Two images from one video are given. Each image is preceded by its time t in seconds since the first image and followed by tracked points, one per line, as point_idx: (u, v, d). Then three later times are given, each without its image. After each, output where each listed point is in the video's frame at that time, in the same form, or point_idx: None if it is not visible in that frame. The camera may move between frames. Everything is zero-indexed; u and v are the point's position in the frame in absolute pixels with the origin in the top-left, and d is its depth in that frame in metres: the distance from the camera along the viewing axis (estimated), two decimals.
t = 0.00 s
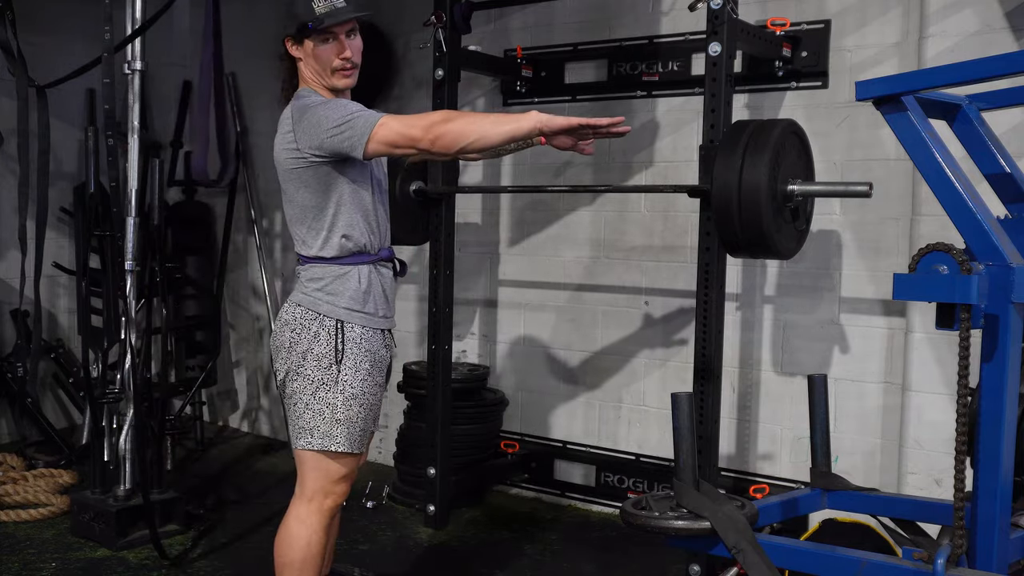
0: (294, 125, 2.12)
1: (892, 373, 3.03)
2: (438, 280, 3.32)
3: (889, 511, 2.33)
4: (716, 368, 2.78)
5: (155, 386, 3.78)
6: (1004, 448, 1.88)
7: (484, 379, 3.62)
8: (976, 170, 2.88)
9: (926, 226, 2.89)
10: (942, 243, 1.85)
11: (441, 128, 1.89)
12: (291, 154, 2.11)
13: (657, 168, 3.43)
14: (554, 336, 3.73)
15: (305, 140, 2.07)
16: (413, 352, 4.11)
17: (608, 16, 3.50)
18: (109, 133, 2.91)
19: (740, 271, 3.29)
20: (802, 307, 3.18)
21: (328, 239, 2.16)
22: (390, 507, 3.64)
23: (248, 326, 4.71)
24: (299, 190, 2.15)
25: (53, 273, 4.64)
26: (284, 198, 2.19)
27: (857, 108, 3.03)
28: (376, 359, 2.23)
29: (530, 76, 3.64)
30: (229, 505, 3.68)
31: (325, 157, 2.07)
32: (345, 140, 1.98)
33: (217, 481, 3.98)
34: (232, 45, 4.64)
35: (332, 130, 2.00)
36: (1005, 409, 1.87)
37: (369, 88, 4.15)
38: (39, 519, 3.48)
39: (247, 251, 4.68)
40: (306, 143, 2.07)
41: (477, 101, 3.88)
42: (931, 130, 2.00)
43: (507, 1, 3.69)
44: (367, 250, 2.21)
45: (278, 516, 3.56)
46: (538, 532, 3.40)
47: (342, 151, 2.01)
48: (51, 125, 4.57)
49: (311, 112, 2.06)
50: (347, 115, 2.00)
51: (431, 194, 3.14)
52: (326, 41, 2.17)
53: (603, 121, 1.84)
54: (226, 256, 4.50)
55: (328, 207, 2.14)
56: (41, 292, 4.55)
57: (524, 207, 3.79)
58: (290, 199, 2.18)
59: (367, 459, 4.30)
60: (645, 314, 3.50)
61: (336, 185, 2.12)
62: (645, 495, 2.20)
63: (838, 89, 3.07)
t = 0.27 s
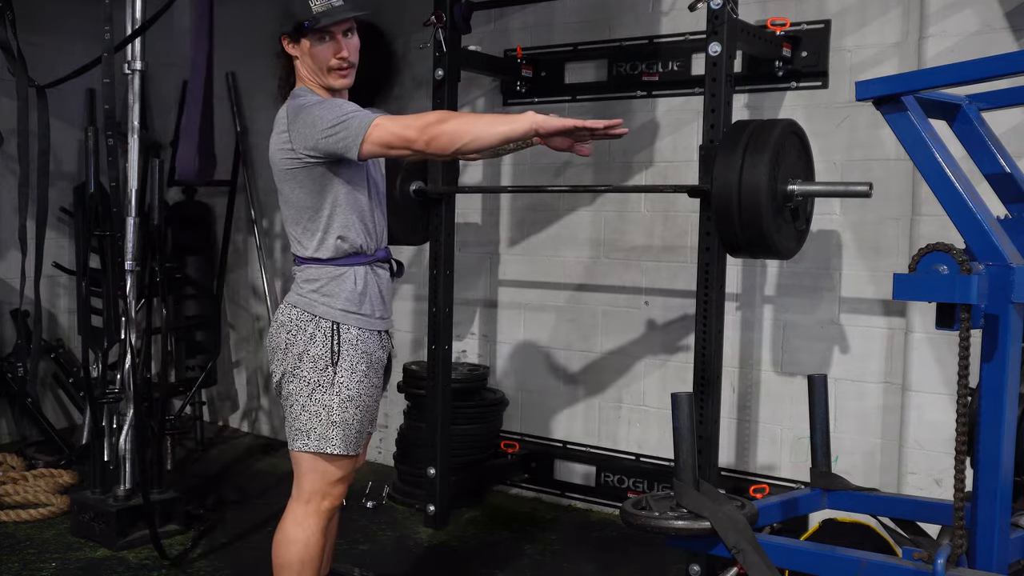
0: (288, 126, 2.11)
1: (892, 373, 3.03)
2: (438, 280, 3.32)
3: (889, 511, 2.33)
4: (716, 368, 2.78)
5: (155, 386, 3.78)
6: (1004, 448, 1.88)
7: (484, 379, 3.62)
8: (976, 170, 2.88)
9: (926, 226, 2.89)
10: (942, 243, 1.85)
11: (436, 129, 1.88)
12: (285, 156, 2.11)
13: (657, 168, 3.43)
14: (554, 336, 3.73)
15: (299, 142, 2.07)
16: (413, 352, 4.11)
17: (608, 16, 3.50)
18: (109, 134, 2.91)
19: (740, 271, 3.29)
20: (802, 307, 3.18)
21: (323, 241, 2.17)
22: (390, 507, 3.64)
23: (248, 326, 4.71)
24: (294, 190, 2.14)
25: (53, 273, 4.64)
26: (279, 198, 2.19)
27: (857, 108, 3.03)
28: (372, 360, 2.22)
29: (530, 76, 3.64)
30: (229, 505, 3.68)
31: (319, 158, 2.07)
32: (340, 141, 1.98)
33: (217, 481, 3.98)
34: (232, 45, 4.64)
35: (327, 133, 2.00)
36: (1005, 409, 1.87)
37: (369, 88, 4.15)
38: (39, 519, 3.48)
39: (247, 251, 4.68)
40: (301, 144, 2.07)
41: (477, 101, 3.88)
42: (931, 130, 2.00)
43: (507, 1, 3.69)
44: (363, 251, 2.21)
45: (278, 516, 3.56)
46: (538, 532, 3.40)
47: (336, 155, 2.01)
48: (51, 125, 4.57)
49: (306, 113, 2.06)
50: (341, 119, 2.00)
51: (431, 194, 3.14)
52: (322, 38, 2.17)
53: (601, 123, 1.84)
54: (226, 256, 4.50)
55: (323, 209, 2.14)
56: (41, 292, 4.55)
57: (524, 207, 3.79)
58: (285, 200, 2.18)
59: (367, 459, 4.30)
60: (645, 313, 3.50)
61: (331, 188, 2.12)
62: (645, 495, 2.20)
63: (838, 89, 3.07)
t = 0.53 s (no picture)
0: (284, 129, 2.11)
1: (892, 373, 3.03)
2: (438, 280, 3.32)
3: (889, 511, 2.33)
4: (716, 368, 2.78)
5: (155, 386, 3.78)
6: (1004, 448, 1.88)
7: (484, 379, 3.63)
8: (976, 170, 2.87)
9: (926, 226, 2.89)
10: (942, 243, 1.85)
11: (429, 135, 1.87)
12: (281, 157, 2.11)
13: (657, 168, 3.43)
14: (554, 336, 3.73)
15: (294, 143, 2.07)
16: (413, 352, 4.11)
17: (608, 16, 3.50)
18: (110, 134, 2.91)
19: (740, 271, 3.29)
20: (802, 307, 3.18)
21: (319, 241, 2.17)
22: (390, 507, 3.64)
23: (248, 326, 4.71)
24: (291, 192, 2.14)
25: (53, 273, 4.64)
26: (277, 199, 2.19)
27: (857, 108, 3.03)
28: (371, 362, 2.23)
29: (530, 76, 3.64)
30: (229, 505, 3.68)
31: (315, 160, 2.06)
32: (334, 144, 1.97)
33: (217, 481, 3.99)
34: (232, 44, 4.63)
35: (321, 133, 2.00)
36: (1005, 409, 1.87)
37: (369, 88, 4.15)
38: (39, 519, 3.48)
39: (247, 251, 4.68)
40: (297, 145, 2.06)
41: (477, 101, 3.88)
42: (931, 130, 2.00)
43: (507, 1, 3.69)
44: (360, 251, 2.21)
45: (278, 516, 3.56)
46: (538, 532, 3.40)
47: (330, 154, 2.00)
48: (51, 125, 4.57)
49: (300, 115, 2.06)
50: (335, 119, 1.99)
51: (431, 194, 3.14)
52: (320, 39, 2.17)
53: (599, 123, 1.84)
54: (226, 256, 4.50)
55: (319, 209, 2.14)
56: (41, 292, 4.55)
57: (524, 208, 3.79)
58: (282, 201, 2.18)
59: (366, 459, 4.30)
60: (645, 313, 3.50)
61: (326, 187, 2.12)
62: (645, 495, 2.20)
63: (838, 89, 3.07)
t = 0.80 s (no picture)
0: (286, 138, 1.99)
1: (892, 373, 3.03)
2: (438, 280, 3.32)
3: (889, 512, 2.33)
4: (716, 367, 2.78)
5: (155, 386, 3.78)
6: (1004, 448, 1.88)
7: (484, 379, 3.63)
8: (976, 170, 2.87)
9: (926, 226, 2.89)
10: (942, 243, 1.85)
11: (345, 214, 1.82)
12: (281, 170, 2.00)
13: (657, 168, 3.43)
14: (554, 336, 3.73)
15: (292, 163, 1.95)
16: (413, 352, 4.12)
17: (608, 16, 3.50)
18: (109, 134, 2.91)
19: (740, 270, 3.29)
20: (802, 307, 3.18)
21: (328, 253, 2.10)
22: (390, 507, 3.64)
23: (248, 326, 4.71)
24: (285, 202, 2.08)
25: (53, 273, 4.64)
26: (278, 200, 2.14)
27: (857, 108, 3.03)
28: (377, 366, 2.19)
29: (530, 76, 3.64)
30: (229, 505, 3.68)
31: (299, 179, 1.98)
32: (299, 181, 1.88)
33: (217, 481, 3.99)
34: (232, 44, 4.63)
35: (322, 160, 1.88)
36: (1005, 409, 1.87)
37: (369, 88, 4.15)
38: (39, 519, 3.48)
39: (247, 251, 4.68)
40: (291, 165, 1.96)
41: (477, 101, 3.88)
42: (931, 130, 2.00)
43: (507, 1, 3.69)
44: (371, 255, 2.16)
45: (278, 516, 3.56)
46: (538, 532, 3.40)
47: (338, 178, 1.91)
48: (51, 125, 4.57)
49: (300, 126, 1.93)
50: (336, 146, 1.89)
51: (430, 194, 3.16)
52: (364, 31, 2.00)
53: (461, 173, 1.97)
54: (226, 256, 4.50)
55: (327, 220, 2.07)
56: (41, 292, 4.55)
57: (524, 207, 3.79)
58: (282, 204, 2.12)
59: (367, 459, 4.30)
60: (645, 313, 3.50)
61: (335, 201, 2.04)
62: (646, 495, 2.21)
63: (838, 89, 3.07)
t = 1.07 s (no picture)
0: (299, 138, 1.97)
1: (892, 373, 3.03)
2: (438, 280, 3.32)
3: (889, 512, 2.33)
4: (716, 367, 2.78)
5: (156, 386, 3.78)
6: (1004, 448, 1.88)
7: (484, 379, 3.63)
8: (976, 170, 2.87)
9: (926, 226, 2.89)
10: (942, 243, 1.86)
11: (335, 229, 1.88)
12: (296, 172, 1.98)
13: (657, 168, 3.43)
14: (554, 336, 3.73)
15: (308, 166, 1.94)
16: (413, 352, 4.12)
17: (608, 16, 3.50)
18: (109, 134, 2.91)
19: (739, 270, 3.29)
20: (802, 307, 3.18)
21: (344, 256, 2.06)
22: (390, 507, 3.64)
23: (248, 326, 4.70)
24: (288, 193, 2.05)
25: (53, 273, 4.63)
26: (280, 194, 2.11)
27: (857, 108, 3.03)
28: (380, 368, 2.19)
29: (530, 76, 3.65)
30: (229, 505, 3.68)
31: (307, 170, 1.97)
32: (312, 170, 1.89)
33: (216, 481, 3.99)
34: (232, 44, 4.63)
35: (340, 167, 1.89)
36: (1005, 409, 1.87)
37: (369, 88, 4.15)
38: (39, 518, 3.48)
39: (247, 251, 4.68)
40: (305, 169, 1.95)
41: (477, 101, 3.88)
42: (931, 130, 2.00)
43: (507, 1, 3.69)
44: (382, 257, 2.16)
45: (278, 516, 3.56)
46: (538, 532, 3.40)
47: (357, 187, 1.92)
48: (51, 125, 4.57)
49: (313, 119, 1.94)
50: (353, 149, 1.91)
51: (430, 193, 3.22)
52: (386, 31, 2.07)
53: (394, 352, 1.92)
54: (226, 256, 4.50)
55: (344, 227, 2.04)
56: (41, 292, 4.54)
57: (524, 208, 3.79)
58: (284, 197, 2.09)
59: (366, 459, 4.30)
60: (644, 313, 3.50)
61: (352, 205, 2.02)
62: (645, 495, 2.21)
63: (838, 89, 3.07)
